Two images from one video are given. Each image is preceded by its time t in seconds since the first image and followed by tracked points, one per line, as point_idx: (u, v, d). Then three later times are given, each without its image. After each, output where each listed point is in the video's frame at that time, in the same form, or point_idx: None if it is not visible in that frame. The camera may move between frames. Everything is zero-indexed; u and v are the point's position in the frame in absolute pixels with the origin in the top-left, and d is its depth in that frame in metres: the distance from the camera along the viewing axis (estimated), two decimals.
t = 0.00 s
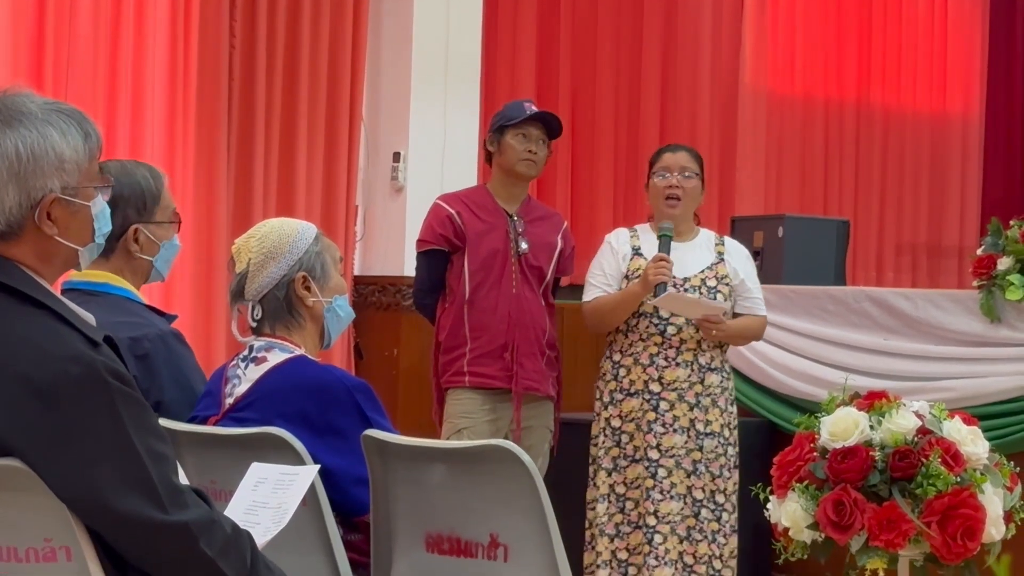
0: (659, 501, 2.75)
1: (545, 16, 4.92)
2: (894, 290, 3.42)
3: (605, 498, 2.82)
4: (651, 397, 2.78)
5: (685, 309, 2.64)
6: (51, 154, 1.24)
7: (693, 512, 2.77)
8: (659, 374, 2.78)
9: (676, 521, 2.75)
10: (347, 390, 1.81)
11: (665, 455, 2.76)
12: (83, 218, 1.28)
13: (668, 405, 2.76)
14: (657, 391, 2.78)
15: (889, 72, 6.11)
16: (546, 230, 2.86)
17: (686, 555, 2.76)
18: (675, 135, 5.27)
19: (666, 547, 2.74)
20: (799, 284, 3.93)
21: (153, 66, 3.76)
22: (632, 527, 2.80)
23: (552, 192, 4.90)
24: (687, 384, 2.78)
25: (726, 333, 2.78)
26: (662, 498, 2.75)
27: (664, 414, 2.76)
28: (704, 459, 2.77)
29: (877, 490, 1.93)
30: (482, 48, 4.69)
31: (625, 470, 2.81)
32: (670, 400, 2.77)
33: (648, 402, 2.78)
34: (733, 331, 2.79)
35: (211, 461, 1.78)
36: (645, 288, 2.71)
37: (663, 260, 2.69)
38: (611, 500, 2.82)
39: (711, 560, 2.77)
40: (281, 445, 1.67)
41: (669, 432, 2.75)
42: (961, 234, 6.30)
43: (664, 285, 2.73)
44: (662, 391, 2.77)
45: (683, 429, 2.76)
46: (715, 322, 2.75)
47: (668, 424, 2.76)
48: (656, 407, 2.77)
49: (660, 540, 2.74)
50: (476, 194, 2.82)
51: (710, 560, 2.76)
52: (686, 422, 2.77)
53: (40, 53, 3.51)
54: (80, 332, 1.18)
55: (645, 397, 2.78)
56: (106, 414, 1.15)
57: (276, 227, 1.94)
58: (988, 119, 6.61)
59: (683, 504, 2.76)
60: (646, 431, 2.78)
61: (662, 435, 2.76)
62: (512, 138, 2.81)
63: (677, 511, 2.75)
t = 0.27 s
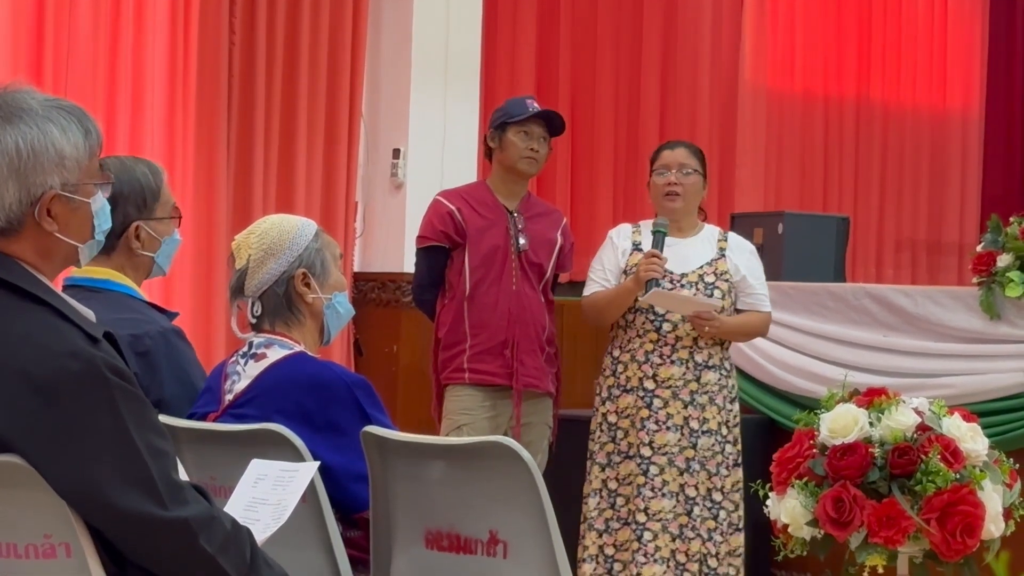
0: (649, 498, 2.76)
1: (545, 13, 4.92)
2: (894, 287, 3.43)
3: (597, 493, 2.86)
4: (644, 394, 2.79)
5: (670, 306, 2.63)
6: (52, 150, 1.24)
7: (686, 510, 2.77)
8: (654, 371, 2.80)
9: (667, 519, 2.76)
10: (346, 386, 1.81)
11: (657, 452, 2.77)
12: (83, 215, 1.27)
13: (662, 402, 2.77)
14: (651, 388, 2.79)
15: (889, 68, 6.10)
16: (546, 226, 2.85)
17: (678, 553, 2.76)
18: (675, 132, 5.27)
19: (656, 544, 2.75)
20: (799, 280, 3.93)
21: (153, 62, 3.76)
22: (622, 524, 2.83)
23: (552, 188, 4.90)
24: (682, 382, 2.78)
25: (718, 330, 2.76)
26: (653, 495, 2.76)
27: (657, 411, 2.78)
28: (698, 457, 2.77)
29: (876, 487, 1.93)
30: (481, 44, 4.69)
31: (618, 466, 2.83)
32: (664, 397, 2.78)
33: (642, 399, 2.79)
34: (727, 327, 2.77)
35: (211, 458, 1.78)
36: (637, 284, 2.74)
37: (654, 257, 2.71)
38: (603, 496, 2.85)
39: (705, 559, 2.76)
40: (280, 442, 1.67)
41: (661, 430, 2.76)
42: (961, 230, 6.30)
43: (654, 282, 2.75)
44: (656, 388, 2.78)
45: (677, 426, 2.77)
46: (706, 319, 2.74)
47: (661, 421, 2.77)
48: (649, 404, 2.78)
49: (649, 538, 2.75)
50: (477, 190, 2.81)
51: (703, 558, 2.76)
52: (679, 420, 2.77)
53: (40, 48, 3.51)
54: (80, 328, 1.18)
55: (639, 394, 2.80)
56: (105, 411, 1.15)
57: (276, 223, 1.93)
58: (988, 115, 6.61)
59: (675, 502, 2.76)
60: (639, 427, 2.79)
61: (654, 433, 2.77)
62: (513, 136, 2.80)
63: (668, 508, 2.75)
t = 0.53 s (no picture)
0: (643, 495, 2.78)
1: (544, 11, 4.92)
2: (893, 284, 3.42)
3: (591, 488, 2.89)
4: (638, 391, 2.80)
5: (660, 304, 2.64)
6: (53, 147, 1.24)
7: (680, 508, 2.77)
8: (647, 368, 2.81)
9: (661, 516, 2.76)
10: (346, 382, 1.81)
11: (651, 449, 2.78)
12: (83, 211, 1.28)
13: (655, 400, 2.78)
14: (644, 385, 2.80)
15: (889, 66, 6.10)
16: (544, 223, 2.85)
17: (672, 551, 2.77)
18: (675, 130, 5.27)
19: (649, 541, 2.76)
20: (798, 277, 3.93)
21: (153, 60, 3.76)
22: (614, 520, 2.84)
23: (552, 186, 4.90)
24: (675, 379, 2.78)
25: (710, 327, 2.73)
26: (646, 492, 2.77)
27: (650, 408, 2.78)
28: (693, 455, 2.77)
29: (876, 483, 1.94)
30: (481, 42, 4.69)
31: (612, 462, 2.85)
32: (657, 395, 2.78)
33: (635, 396, 2.80)
34: (719, 325, 2.75)
35: (210, 454, 1.78)
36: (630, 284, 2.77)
37: (646, 256, 2.76)
38: (598, 491, 2.89)
39: (701, 556, 2.77)
40: (280, 439, 1.67)
41: (655, 427, 2.77)
42: (960, 228, 6.30)
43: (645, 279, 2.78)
44: (649, 385, 2.79)
45: (670, 424, 2.77)
46: (696, 317, 2.71)
47: (654, 418, 2.78)
48: (642, 401, 2.79)
49: (643, 535, 2.76)
50: (475, 187, 2.81)
51: (699, 556, 2.76)
52: (673, 418, 2.78)
53: (40, 46, 3.51)
54: (80, 323, 1.18)
55: (633, 391, 2.81)
56: (105, 407, 1.15)
57: (277, 219, 1.94)
58: (987, 112, 6.60)
59: (669, 499, 2.77)
60: (632, 424, 2.80)
61: (648, 430, 2.78)
62: (514, 136, 2.80)
63: (662, 506, 2.76)
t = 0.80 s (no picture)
0: (636, 492, 2.78)
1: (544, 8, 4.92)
2: (893, 280, 3.42)
3: (589, 485, 2.90)
4: (631, 387, 2.81)
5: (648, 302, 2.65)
6: (54, 142, 1.24)
7: (673, 504, 2.78)
8: (641, 365, 2.81)
9: (654, 512, 2.77)
10: (347, 378, 1.81)
11: (643, 446, 2.78)
12: (83, 207, 1.27)
13: (648, 396, 2.79)
14: (638, 381, 2.81)
15: (890, 64, 6.10)
16: (543, 220, 2.85)
17: (665, 547, 2.77)
18: (675, 127, 5.27)
19: (642, 538, 2.77)
20: (799, 274, 3.93)
21: (153, 58, 3.76)
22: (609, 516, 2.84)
23: (552, 183, 4.90)
24: (668, 376, 2.78)
25: (701, 324, 2.74)
26: (639, 488, 2.78)
27: (644, 405, 2.79)
28: (686, 452, 2.77)
29: (876, 479, 1.93)
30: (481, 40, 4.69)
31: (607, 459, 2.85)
32: (650, 391, 2.79)
33: (629, 392, 2.81)
34: (711, 321, 2.74)
35: (209, 450, 1.78)
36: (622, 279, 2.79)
37: (637, 253, 2.79)
38: (596, 487, 2.90)
39: (695, 553, 2.77)
40: (280, 435, 1.67)
41: (648, 424, 2.78)
42: (961, 224, 6.30)
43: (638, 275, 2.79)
44: (642, 381, 2.80)
45: (663, 420, 2.77)
46: (685, 315, 2.72)
47: (647, 415, 2.79)
48: (636, 398, 2.80)
49: (636, 531, 2.77)
50: (473, 184, 2.80)
51: (693, 553, 2.76)
52: (666, 414, 2.78)
53: (40, 43, 3.51)
54: (79, 319, 1.18)
55: (626, 387, 2.82)
56: (105, 402, 1.15)
57: (277, 215, 1.94)
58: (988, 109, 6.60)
59: (662, 496, 2.78)
60: (625, 421, 2.81)
61: (641, 426, 2.79)
62: (512, 141, 2.75)
63: (655, 502, 2.77)
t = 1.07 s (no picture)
0: (630, 489, 2.79)
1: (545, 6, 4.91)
2: (893, 278, 3.42)
3: (587, 483, 2.90)
4: (625, 385, 2.81)
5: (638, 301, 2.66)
6: (54, 139, 1.24)
7: (666, 502, 2.78)
8: (635, 362, 2.81)
9: (647, 510, 2.78)
10: (347, 376, 1.81)
11: (637, 443, 2.78)
12: (83, 204, 1.27)
13: (641, 394, 2.79)
14: (632, 379, 2.81)
15: (890, 62, 6.10)
16: (543, 218, 2.84)
17: (659, 544, 2.78)
18: (675, 125, 5.26)
19: (636, 535, 2.78)
20: (800, 272, 3.93)
21: (153, 55, 3.76)
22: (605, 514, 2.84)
23: (552, 181, 4.89)
24: (662, 373, 2.78)
25: (692, 322, 2.74)
26: (632, 486, 2.78)
27: (638, 403, 2.79)
28: (680, 449, 2.77)
29: (877, 477, 1.93)
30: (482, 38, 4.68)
31: (603, 457, 2.85)
32: (644, 389, 2.79)
33: (623, 390, 2.81)
34: (702, 319, 2.74)
35: (210, 448, 1.78)
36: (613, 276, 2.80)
37: (628, 249, 2.79)
38: (594, 486, 2.89)
39: (690, 551, 2.77)
40: (281, 433, 1.67)
41: (641, 421, 2.78)
42: (962, 222, 6.29)
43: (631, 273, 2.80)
44: (636, 379, 2.80)
45: (657, 418, 2.77)
46: (675, 312, 2.72)
47: (641, 413, 2.78)
48: (630, 396, 2.80)
49: (630, 528, 2.78)
50: (472, 183, 2.80)
51: (688, 550, 2.77)
52: (660, 412, 2.77)
53: (40, 41, 3.51)
54: (80, 317, 1.18)
55: (621, 385, 2.82)
56: (106, 400, 1.15)
57: (278, 212, 1.93)
58: (988, 107, 6.59)
59: (656, 493, 2.78)
60: (620, 419, 2.81)
61: (634, 424, 2.78)
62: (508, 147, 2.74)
63: (648, 499, 2.77)
